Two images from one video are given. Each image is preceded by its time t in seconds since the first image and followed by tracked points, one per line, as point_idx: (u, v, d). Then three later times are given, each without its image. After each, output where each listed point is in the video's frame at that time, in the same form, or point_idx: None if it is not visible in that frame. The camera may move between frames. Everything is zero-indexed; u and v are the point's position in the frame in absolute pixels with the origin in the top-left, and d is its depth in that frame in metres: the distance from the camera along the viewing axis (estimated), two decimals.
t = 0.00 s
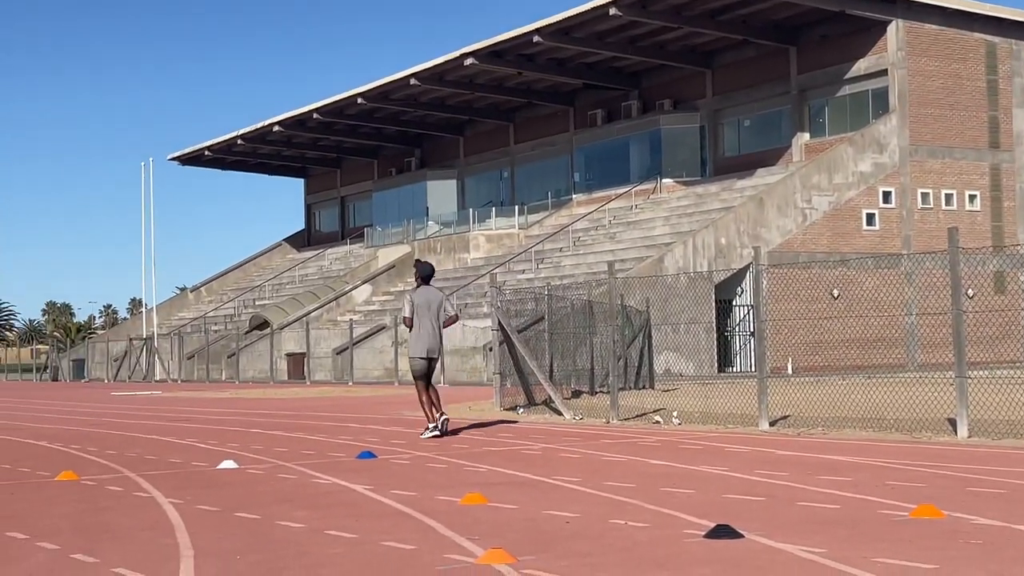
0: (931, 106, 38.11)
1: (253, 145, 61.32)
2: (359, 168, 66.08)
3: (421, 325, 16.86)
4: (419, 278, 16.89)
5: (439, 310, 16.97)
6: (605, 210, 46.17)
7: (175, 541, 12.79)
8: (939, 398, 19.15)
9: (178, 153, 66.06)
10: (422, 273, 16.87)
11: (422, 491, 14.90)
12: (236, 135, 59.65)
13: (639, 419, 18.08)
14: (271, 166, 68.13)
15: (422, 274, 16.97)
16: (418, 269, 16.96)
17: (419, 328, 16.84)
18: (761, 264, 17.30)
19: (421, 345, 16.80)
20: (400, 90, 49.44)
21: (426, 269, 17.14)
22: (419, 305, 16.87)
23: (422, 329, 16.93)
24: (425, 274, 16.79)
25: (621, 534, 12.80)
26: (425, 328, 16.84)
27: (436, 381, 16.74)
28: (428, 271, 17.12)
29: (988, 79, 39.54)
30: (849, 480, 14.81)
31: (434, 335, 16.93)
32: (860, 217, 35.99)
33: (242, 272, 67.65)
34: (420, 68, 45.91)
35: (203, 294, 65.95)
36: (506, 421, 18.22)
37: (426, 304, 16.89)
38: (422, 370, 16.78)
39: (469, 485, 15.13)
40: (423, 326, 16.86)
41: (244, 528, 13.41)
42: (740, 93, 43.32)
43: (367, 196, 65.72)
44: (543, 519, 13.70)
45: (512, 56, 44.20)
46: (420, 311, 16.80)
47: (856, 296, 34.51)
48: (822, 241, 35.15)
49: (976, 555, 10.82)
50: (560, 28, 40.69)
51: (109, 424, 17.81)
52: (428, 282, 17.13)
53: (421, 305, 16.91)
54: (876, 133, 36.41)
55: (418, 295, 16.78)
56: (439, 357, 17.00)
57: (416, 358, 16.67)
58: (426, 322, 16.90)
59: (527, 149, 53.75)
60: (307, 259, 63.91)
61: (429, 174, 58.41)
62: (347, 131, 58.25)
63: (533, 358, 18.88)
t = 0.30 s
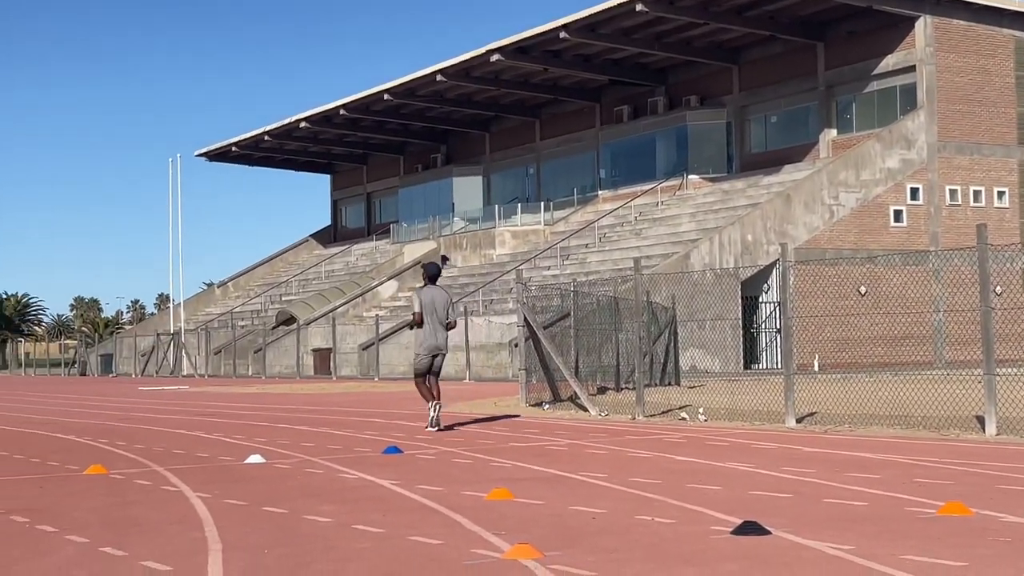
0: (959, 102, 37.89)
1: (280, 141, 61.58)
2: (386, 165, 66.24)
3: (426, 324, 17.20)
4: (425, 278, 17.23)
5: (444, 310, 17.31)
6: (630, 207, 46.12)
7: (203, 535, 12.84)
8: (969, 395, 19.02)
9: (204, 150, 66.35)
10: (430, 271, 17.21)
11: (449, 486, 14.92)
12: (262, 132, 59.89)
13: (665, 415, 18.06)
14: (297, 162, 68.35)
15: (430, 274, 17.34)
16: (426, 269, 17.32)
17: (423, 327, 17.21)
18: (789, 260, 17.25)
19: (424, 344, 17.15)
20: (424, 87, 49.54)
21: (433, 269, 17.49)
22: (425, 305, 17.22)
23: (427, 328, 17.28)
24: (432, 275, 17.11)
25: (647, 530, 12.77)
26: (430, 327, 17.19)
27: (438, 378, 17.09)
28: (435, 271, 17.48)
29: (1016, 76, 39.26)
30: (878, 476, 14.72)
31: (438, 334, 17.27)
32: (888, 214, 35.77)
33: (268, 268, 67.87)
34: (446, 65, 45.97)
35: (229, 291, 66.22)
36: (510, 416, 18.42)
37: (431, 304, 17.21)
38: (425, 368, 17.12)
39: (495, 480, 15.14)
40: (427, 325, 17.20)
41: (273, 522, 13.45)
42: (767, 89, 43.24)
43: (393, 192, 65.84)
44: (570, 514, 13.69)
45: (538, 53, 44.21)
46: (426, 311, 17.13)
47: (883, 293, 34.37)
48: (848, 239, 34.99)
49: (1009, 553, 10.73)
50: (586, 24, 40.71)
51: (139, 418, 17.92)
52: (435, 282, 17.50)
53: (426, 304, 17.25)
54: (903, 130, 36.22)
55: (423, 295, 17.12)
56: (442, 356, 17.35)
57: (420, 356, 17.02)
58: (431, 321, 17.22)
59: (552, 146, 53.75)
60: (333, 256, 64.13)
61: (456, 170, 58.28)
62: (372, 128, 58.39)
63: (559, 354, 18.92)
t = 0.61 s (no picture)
0: (980, 100, 37.69)
1: (298, 139, 61.69)
2: (405, 163, 66.35)
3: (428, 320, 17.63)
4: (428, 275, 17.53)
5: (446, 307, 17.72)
6: (649, 205, 46.01)
7: (222, 532, 12.88)
8: (989, 395, 18.91)
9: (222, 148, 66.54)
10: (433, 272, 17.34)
11: (467, 484, 14.93)
12: (280, 130, 60.03)
13: (684, 415, 18.04)
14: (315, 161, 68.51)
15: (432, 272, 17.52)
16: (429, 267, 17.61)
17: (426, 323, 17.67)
18: (808, 260, 17.19)
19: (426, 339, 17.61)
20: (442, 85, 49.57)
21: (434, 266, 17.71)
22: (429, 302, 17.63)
23: (430, 323, 17.77)
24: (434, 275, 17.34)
25: (666, 529, 12.75)
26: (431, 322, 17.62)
27: (442, 373, 17.55)
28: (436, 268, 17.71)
29: None
30: (898, 476, 14.66)
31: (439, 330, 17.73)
32: (907, 213, 35.61)
33: (287, 266, 68.02)
34: (464, 62, 45.99)
35: (248, 288, 66.38)
36: (505, 412, 18.77)
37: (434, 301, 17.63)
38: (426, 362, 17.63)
39: (514, 479, 15.15)
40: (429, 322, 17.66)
41: (292, 520, 13.48)
42: (786, 87, 43.13)
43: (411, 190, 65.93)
44: (588, 513, 13.68)
45: (556, 51, 44.20)
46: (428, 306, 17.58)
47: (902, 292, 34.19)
48: (868, 238, 34.84)
49: None
50: (604, 22, 40.66)
51: (158, 416, 17.99)
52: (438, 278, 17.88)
53: (431, 300, 17.69)
54: (923, 128, 36.04)
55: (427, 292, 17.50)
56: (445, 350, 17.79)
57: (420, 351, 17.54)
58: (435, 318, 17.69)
59: (571, 144, 53.72)
60: (351, 254, 64.25)
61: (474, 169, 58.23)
62: (391, 126, 58.47)
63: (577, 353, 18.93)
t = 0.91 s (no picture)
0: (995, 99, 37.54)
1: (313, 138, 61.81)
2: (419, 162, 66.40)
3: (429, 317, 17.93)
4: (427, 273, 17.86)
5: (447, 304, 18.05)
6: (663, 204, 45.95)
7: (236, 532, 12.90)
8: (1005, 396, 18.84)
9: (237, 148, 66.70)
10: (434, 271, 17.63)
11: (481, 484, 14.95)
12: (295, 129, 60.16)
13: (698, 414, 18.02)
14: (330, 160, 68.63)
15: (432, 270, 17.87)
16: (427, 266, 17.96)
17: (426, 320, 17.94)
18: (823, 259, 17.15)
19: (430, 335, 17.91)
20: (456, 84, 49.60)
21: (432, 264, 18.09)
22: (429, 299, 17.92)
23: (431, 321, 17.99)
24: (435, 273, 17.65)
25: (679, 529, 12.72)
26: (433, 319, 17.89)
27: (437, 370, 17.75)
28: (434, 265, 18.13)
29: None
30: (912, 477, 14.61)
31: (442, 326, 18.08)
32: (922, 212, 35.49)
33: (301, 265, 68.15)
34: (479, 62, 46.02)
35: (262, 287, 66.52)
36: (520, 412, 18.77)
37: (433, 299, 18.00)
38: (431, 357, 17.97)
39: (529, 479, 15.16)
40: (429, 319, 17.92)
41: (306, 520, 13.50)
42: (801, 86, 43.04)
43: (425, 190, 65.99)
44: (602, 513, 13.69)
45: (571, 50, 44.19)
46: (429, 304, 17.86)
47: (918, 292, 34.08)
48: (883, 238, 34.72)
49: None
50: (618, 21, 40.64)
51: (173, 415, 18.05)
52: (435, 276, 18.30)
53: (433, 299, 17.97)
54: (938, 128, 35.93)
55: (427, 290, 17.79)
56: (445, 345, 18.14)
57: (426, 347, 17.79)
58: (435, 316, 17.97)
59: (585, 144, 53.70)
60: (366, 253, 64.34)
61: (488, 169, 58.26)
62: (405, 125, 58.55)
63: (591, 352, 18.92)
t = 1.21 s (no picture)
0: (1007, 99, 37.42)
1: (324, 140, 61.90)
2: (430, 163, 66.46)
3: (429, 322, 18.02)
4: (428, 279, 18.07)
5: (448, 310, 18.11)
6: (674, 205, 45.91)
7: (247, 532, 12.93)
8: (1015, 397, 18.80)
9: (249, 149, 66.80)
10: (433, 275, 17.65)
11: (492, 484, 14.96)
12: (306, 131, 60.27)
13: (709, 415, 18.00)
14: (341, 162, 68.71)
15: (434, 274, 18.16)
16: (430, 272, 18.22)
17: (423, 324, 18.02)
18: (835, 260, 17.11)
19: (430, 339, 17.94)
20: (468, 86, 49.64)
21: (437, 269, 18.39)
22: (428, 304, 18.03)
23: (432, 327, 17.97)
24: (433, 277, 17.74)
25: (690, 530, 12.71)
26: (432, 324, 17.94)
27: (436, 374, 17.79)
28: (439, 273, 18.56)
29: None
30: (923, 477, 14.59)
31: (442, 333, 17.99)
32: (934, 213, 35.40)
33: (312, 266, 68.27)
34: (490, 63, 46.03)
35: (274, 288, 66.65)
36: (519, 411, 18.81)
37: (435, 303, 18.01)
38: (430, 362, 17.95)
39: (539, 480, 15.16)
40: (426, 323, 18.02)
41: (317, 520, 13.52)
42: (812, 87, 42.96)
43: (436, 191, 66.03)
44: (612, 514, 13.69)
45: (582, 51, 44.18)
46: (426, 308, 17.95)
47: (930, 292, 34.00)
48: (895, 238, 34.63)
49: None
50: (629, 22, 40.62)
51: (184, 416, 18.10)
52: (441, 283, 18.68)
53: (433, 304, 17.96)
54: (950, 128, 35.82)
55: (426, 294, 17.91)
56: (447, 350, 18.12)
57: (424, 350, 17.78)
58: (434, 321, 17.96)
59: (596, 144, 53.67)
60: (377, 254, 64.44)
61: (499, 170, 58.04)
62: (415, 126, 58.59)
63: (601, 353, 18.91)
